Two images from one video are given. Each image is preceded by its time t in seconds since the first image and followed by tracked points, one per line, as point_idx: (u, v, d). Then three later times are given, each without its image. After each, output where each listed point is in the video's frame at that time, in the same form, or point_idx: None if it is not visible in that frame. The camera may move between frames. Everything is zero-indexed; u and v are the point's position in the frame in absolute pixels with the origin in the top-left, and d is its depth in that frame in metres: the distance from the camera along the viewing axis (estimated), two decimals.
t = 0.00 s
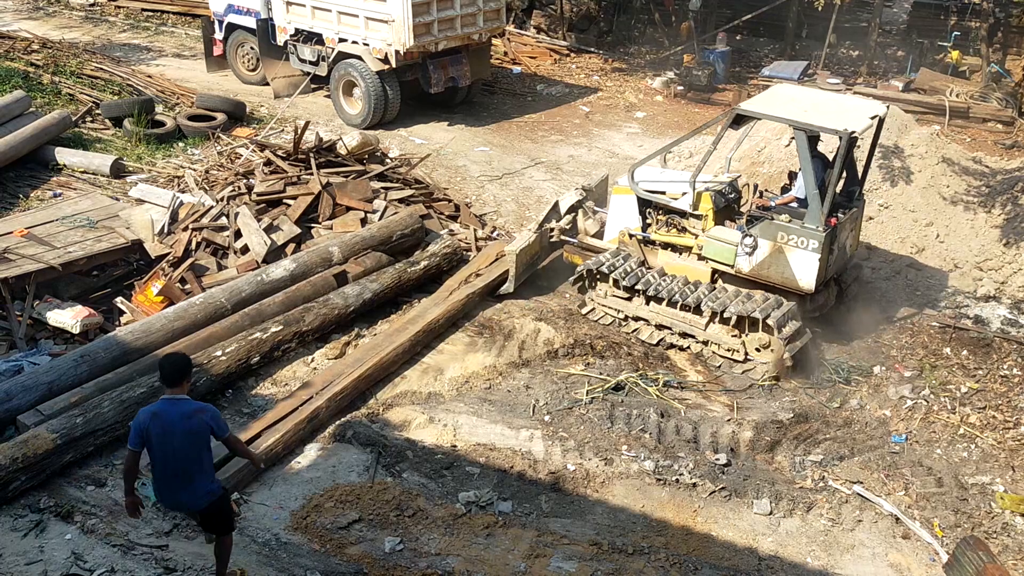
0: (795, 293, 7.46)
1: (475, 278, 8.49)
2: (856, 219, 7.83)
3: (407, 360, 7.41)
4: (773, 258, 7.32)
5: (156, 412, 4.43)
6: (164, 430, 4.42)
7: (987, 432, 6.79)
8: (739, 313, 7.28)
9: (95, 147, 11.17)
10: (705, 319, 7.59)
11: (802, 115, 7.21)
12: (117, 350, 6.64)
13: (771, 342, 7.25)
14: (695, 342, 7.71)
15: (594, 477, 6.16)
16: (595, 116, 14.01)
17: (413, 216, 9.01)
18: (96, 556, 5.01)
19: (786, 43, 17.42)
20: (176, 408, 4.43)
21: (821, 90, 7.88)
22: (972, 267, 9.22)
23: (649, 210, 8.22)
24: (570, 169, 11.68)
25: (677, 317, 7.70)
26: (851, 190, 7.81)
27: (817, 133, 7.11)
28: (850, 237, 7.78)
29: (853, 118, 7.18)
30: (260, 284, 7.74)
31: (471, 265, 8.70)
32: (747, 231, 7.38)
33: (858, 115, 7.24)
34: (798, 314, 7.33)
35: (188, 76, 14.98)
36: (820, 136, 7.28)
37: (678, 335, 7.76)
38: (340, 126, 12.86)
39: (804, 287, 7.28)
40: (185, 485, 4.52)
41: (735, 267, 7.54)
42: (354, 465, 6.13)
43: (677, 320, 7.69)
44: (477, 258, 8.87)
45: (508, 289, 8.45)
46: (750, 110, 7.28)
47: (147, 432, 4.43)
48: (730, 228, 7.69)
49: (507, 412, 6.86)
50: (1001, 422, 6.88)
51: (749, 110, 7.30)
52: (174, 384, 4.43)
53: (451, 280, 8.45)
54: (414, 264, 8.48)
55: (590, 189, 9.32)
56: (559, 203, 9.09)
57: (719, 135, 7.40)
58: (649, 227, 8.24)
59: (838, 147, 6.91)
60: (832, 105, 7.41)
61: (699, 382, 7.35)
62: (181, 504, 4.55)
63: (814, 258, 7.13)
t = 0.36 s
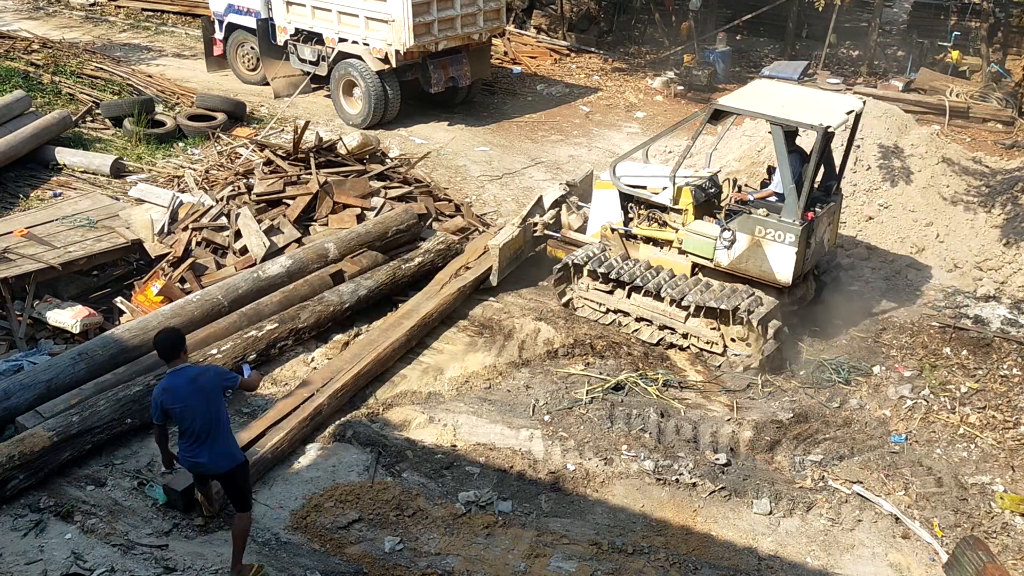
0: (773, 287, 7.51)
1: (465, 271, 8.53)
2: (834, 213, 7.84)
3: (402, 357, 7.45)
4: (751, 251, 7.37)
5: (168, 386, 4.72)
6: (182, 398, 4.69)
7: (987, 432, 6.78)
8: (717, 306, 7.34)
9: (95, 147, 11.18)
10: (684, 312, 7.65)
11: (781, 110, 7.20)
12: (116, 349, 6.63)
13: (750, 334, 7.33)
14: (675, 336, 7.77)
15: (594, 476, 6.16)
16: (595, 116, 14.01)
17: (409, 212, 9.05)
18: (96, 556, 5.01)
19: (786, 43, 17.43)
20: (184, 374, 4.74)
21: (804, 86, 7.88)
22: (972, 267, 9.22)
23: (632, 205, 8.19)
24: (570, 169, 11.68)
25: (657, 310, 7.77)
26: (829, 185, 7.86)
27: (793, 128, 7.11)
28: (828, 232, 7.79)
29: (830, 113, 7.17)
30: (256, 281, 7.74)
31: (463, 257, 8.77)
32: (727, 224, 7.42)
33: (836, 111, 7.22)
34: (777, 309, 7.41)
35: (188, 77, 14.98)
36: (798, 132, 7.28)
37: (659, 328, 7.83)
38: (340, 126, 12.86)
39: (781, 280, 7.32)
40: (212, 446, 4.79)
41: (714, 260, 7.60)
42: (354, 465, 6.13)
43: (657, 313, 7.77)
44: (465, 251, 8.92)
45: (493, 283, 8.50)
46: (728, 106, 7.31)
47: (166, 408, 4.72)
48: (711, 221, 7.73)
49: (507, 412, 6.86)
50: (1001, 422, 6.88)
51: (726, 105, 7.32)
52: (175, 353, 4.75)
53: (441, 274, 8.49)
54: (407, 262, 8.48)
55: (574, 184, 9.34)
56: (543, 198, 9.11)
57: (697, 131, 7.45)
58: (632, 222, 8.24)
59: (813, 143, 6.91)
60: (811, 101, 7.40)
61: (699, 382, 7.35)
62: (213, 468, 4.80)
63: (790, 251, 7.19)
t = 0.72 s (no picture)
0: (759, 282, 7.55)
1: (456, 268, 8.56)
2: (820, 209, 7.85)
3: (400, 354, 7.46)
4: (737, 247, 7.40)
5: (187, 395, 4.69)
6: (202, 405, 4.68)
7: (987, 432, 6.79)
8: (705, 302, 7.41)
9: (95, 147, 11.18)
10: (671, 308, 7.71)
11: (765, 106, 7.20)
12: (112, 348, 6.63)
13: (734, 329, 7.37)
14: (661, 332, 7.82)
15: (594, 476, 6.16)
16: (596, 115, 14.01)
17: (401, 201, 9.09)
18: (96, 556, 5.01)
19: (787, 43, 17.43)
20: (201, 380, 4.72)
21: (792, 83, 7.90)
22: (972, 266, 9.22)
23: (620, 201, 8.25)
24: (570, 168, 11.69)
25: (644, 306, 7.83)
26: (815, 181, 7.87)
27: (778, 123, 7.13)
28: (814, 228, 7.81)
29: (815, 109, 7.17)
30: (249, 272, 7.75)
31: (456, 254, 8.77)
32: (712, 220, 7.44)
33: (821, 106, 7.23)
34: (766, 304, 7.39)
35: (189, 77, 14.98)
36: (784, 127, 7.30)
37: (646, 324, 7.87)
38: (340, 126, 12.87)
39: (767, 276, 7.37)
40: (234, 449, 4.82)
41: (700, 256, 7.63)
42: (354, 465, 6.13)
43: (644, 309, 7.83)
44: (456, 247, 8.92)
45: (483, 277, 8.58)
46: (714, 102, 7.33)
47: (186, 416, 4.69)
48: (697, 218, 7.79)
49: (507, 411, 6.86)
50: (1001, 422, 6.88)
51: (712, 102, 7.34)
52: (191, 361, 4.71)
53: (433, 271, 8.49)
54: (400, 259, 8.47)
55: (562, 182, 9.46)
56: (532, 195, 9.23)
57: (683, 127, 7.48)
58: (620, 219, 8.28)
59: (797, 138, 6.92)
60: (797, 97, 7.41)
61: (698, 382, 7.36)
62: (235, 471, 4.81)
63: (775, 247, 7.22)
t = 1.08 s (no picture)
0: (761, 283, 7.56)
1: (457, 268, 8.57)
2: (822, 209, 7.86)
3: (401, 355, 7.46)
4: (739, 248, 7.42)
5: (203, 384, 4.69)
6: (218, 394, 4.68)
7: (988, 432, 6.79)
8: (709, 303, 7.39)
9: (96, 147, 11.19)
10: (673, 309, 7.71)
11: (768, 107, 7.20)
12: (113, 348, 6.64)
13: (739, 330, 7.41)
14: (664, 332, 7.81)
15: (595, 476, 6.16)
16: (596, 115, 14.01)
17: (403, 201, 9.08)
18: (98, 556, 5.02)
19: (787, 43, 17.41)
20: (217, 371, 4.74)
21: (794, 83, 7.90)
22: (973, 266, 9.22)
23: (621, 201, 8.21)
24: (571, 168, 11.69)
25: (646, 306, 7.82)
26: (817, 182, 7.89)
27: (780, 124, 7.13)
28: (816, 228, 7.82)
29: (816, 108, 7.17)
30: (250, 272, 7.76)
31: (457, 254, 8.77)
32: (716, 221, 7.48)
33: (823, 106, 7.22)
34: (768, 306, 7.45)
35: (190, 77, 14.99)
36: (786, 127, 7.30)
37: (648, 324, 7.87)
38: (341, 126, 12.88)
39: (770, 276, 7.37)
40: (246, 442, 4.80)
41: (703, 256, 7.65)
42: (355, 465, 6.13)
43: (647, 309, 7.81)
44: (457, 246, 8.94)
45: (484, 277, 8.58)
46: (715, 102, 7.34)
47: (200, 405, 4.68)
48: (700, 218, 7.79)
49: (508, 411, 6.86)
50: (1002, 422, 6.88)
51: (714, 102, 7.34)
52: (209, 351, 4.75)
53: (434, 271, 8.50)
54: (400, 259, 8.47)
55: (565, 181, 9.33)
56: (534, 195, 9.10)
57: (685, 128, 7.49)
58: (621, 219, 8.26)
59: (799, 138, 6.93)
60: (799, 97, 7.41)
61: (700, 381, 7.36)
62: (247, 464, 4.78)
63: (778, 248, 7.24)
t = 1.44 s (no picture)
0: (762, 284, 7.56)
1: (458, 269, 8.57)
2: (823, 209, 7.85)
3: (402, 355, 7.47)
4: (740, 248, 7.41)
5: (229, 398, 4.65)
6: (245, 408, 4.65)
7: (988, 432, 6.79)
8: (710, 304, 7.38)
9: (97, 147, 11.19)
10: (674, 309, 7.72)
11: (769, 107, 7.20)
12: (114, 348, 6.64)
13: (741, 331, 7.44)
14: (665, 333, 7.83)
15: (595, 477, 6.17)
16: (597, 116, 14.01)
17: (404, 203, 9.09)
18: (99, 556, 5.02)
19: (788, 43, 17.41)
20: (247, 384, 4.67)
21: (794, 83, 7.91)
22: (973, 266, 9.22)
23: (621, 201, 8.26)
24: (572, 169, 11.69)
25: (647, 307, 7.84)
26: (818, 182, 7.88)
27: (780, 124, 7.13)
28: (817, 227, 7.81)
29: (816, 109, 7.17)
30: (250, 273, 7.76)
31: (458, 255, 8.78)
32: (716, 221, 7.44)
33: (823, 107, 7.23)
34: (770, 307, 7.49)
35: (191, 77, 15.00)
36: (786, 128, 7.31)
37: (648, 324, 7.89)
38: (342, 126, 12.89)
39: (771, 277, 7.36)
40: (274, 452, 4.78)
41: (704, 257, 7.64)
42: (356, 465, 6.13)
43: (648, 310, 7.82)
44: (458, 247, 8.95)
45: (485, 279, 8.60)
46: (716, 103, 7.35)
47: (226, 419, 4.64)
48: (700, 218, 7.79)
49: (508, 411, 6.86)
50: (1002, 422, 6.88)
51: (715, 103, 7.35)
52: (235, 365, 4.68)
53: (435, 272, 8.51)
54: (401, 260, 8.47)
55: (566, 182, 9.33)
56: (535, 195, 9.10)
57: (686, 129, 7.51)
58: (621, 219, 8.29)
59: (799, 138, 6.93)
60: (800, 97, 7.41)
61: (700, 382, 7.36)
62: (275, 475, 4.77)
63: (778, 249, 7.23)
